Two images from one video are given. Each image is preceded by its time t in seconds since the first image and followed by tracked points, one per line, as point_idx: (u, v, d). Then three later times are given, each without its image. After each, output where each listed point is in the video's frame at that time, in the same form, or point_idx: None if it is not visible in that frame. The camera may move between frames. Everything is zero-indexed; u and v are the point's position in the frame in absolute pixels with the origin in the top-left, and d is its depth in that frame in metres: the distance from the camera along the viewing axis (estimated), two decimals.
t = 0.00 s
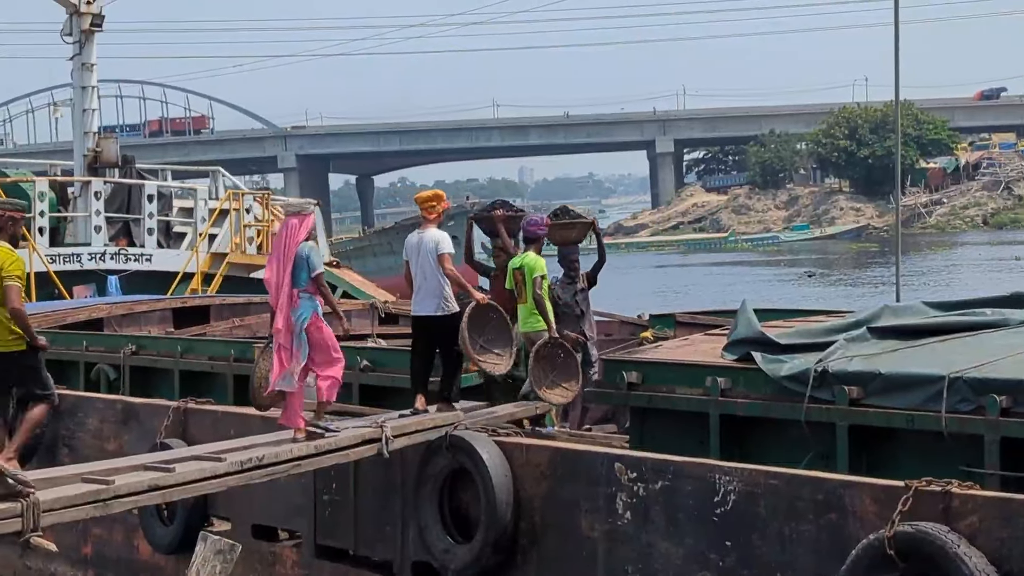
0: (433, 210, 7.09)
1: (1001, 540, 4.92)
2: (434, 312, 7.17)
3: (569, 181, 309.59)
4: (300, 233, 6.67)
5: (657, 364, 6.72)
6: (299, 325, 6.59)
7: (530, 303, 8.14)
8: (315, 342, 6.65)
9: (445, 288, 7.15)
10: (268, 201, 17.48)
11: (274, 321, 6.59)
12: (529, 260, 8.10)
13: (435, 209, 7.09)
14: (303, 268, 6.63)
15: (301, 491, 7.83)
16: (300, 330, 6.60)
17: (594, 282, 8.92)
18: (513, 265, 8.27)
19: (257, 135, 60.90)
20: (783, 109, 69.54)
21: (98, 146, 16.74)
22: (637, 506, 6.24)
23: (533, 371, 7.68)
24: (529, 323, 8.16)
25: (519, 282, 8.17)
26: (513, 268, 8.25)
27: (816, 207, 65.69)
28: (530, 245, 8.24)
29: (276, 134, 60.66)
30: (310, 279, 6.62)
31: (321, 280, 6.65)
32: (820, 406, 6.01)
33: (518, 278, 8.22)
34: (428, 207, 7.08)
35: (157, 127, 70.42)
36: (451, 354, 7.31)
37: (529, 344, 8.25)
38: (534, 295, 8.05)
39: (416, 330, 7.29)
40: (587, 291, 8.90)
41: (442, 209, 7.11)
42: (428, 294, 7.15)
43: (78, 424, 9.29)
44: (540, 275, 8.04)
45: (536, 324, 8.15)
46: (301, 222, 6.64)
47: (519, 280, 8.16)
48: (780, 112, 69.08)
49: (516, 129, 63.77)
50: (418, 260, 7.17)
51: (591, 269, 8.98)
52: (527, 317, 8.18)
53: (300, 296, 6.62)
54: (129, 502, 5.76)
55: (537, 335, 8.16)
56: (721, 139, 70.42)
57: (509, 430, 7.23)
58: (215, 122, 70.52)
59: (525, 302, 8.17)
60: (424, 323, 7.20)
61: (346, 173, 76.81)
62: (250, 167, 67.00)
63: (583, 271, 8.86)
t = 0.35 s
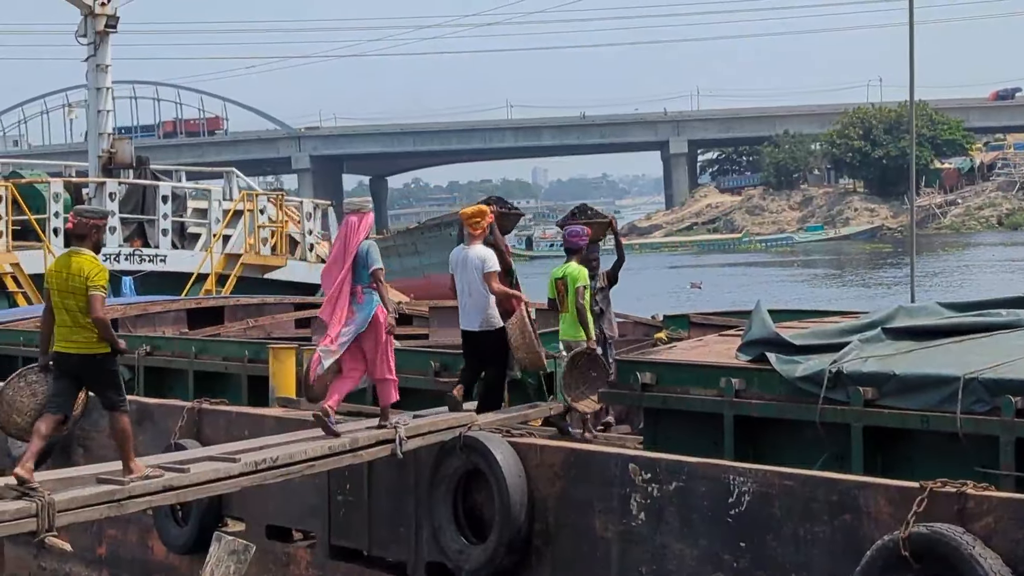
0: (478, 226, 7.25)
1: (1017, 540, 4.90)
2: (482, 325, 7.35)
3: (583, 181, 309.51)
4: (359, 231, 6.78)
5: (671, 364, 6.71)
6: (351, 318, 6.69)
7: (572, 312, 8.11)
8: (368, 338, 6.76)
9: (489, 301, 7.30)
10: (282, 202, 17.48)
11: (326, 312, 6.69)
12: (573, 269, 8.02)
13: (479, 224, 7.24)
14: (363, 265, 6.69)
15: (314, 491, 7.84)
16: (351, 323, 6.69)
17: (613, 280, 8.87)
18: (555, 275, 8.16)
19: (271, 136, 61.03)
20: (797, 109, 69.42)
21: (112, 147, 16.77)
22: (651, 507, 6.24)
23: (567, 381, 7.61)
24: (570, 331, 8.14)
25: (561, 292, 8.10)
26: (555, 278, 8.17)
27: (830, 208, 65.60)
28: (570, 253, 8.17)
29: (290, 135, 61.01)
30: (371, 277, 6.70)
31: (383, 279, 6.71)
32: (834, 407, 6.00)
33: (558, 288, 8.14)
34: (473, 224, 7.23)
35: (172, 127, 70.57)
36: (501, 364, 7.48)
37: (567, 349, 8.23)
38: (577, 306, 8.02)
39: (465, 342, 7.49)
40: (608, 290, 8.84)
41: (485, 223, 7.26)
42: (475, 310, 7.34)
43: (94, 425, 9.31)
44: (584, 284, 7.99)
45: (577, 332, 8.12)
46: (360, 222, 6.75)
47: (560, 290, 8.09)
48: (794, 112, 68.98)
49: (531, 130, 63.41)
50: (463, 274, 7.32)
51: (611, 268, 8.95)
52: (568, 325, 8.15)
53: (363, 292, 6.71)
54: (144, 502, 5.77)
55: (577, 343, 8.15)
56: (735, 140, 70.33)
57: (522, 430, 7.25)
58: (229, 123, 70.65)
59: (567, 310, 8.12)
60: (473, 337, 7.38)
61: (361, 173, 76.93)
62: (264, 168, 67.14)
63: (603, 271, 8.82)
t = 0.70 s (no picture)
0: (508, 232, 7.22)
1: None
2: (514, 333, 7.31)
3: (592, 181, 309.55)
4: (400, 228, 7.17)
5: (681, 364, 6.71)
6: (401, 314, 7.10)
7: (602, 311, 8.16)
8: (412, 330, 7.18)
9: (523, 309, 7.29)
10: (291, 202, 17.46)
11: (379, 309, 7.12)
12: (602, 270, 8.08)
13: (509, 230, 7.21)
14: (408, 261, 7.16)
15: (324, 491, 7.84)
16: (401, 319, 7.09)
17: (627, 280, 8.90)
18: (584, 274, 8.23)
19: (280, 137, 61.09)
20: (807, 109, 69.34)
21: (122, 147, 16.78)
22: (661, 507, 6.23)
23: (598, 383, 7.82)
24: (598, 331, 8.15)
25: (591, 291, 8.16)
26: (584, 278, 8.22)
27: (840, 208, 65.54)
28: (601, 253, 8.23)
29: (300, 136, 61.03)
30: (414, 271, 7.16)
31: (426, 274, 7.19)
32: (845, 407, 5.99)
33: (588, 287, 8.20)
34: (503, 230, 7.20)
35: (181, 127, 70.69)
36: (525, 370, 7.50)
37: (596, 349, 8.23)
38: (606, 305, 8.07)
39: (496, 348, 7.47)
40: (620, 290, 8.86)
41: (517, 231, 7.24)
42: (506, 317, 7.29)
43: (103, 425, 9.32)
44: (612, 284, 8.04)
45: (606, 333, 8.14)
46: (403, 217, 7.12)
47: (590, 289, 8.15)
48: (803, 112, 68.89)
49: (541, 129, 63.12)
50: (496, 281, 7.29)
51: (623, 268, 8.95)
52: (596, 325, 8.18)
53: (402, 287, 7.14)
54: (154, 501, 5.78)
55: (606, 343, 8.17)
56: (745, 139, 70.26)
57: (534, 431, 7.24)
58: (239, 123, 70.75)
59: (597, 310, 8.17)
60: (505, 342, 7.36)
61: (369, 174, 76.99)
62: (274, 168, 67.22)
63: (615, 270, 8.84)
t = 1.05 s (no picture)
0: (547, 239, 7.86)
1: None
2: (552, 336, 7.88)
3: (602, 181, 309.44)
4: (447, 227, 7.41)
5: (690, 365, 6.70)
6: (454, 313, 7.36)
7: (642, 322, 8.35)
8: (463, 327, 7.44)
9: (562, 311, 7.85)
10: (300, 202, 17.48)
11: (432, 309, 7.28)
12: (642, 278, 8.32)
13: (548, 237, 7.86)
14: (456, 259, 7.39)
15: (333, 491, 7.85)
16: (456, 317, 7.36)
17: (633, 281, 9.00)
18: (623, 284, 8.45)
19: (289, 137, 61.16)
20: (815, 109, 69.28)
21: (132, 147, 16.80)
22: (670, 508, 6.23)
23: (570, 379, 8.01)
24: (640, 341, 8.33)
25: (629, 300, 8.38)
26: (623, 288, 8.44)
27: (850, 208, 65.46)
28: (639, 261, 8.41)
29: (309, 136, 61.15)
30: (461, 269, 7.40)
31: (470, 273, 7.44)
32: (855, 407, 5.98)
33: (627, 297, 8.41)
34: (542, 235, 7.84)
35: (190, 127, 70.81)
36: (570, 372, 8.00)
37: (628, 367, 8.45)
38: (646, 312, 8.28)
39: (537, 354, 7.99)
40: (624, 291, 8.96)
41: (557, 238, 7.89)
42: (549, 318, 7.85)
43: (113, 425, 9.34)
44: (654, 292, 8.30)
45: (646, 343, 8.34)
46: (448, 216, 7.39)
47: (629, 298, 8.38)
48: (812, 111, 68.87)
49: (550, 129, 63.01)
50: (533, 286, 7.87)
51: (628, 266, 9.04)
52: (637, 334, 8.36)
53: (452, 285, 7.39)
54: (165, 500, 5.79)
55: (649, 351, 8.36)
56: (754, 140, 70.20)
57: (543, 430, 7.24)
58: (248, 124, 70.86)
59: (636, 319, 8.36)
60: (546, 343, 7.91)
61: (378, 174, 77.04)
62: (283, 168, 67.30)
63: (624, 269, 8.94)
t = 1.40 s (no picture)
0: (588, 251, 7.51)
1: None
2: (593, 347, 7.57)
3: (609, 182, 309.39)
4: (484, 226, 7.35)
5: (699, 365, 6.70)
6: (498, 311, 7.33)
7: (673, 329, 8.48)
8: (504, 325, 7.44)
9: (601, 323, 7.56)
10: (308, 202, 17.50)
11: (473, 308, 7.31)
12: (672, 286, 8.45)
13: (589, 250, 7.51)
14: (492, 259, 7.32)
15: (342, 491, 7.85)
16: (498, 315, 7.33)
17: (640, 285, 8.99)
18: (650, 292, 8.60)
19: (297, 137, 61.24)
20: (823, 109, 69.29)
21: (141, 147, 16.83)
22: (678, 508, 6.23)
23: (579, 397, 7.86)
24: (671, 345, 8.45)
25: (659, 308, 8.52)
26: (652, 295, 8.57)
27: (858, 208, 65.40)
28: (666, 271, 8.53)
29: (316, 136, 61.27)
30: (495, 269, 7.32)
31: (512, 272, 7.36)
32: (864, 407, 5.98)
33: (657, 304, 8.54)
34: (582, 249, 7.50)
35: (198, 128, 70.93)
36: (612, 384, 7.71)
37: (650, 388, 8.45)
38: (678, 319, 8.42)
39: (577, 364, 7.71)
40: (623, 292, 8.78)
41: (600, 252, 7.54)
42: (589, 330, 7.55)
43: (121, 424, 9.35)
44: (685, 299, 8.42)
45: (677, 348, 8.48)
46: (486, 216, 7.34)
47: (658, 306, 8.52)
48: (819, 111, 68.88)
49: (557, 129, 62.98)
50: (575, 296, 7.56)
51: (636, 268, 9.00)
52: (667, 339, 8.48)
53: (492, 285, 7.33)
54: (173, 499, 5.79)
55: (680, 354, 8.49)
56: (762, 140, 70.17)
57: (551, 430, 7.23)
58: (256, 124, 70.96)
59: (667, 326, 8.50)
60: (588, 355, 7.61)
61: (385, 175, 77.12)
62: (290, 168, 67.39)
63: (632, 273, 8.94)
